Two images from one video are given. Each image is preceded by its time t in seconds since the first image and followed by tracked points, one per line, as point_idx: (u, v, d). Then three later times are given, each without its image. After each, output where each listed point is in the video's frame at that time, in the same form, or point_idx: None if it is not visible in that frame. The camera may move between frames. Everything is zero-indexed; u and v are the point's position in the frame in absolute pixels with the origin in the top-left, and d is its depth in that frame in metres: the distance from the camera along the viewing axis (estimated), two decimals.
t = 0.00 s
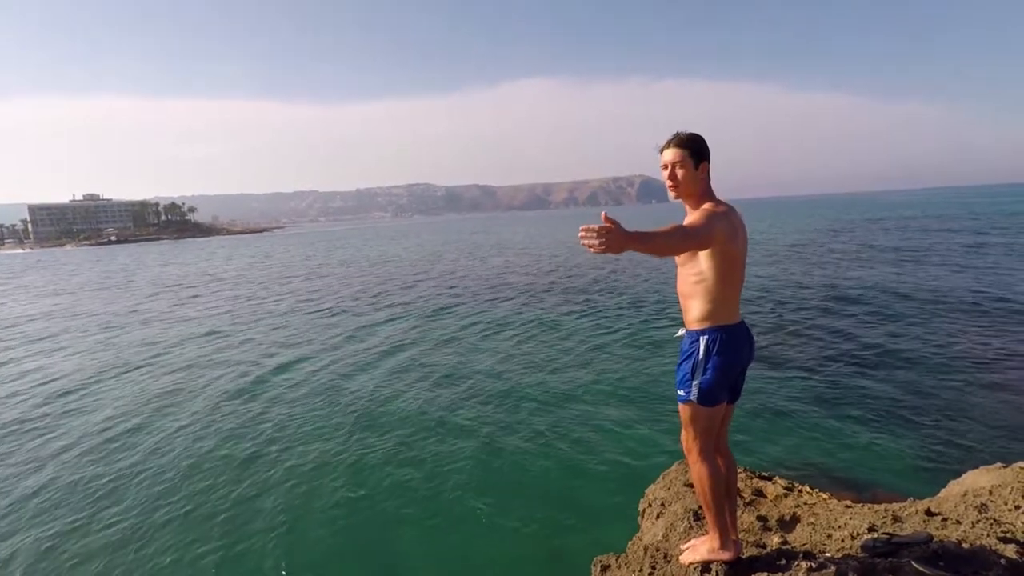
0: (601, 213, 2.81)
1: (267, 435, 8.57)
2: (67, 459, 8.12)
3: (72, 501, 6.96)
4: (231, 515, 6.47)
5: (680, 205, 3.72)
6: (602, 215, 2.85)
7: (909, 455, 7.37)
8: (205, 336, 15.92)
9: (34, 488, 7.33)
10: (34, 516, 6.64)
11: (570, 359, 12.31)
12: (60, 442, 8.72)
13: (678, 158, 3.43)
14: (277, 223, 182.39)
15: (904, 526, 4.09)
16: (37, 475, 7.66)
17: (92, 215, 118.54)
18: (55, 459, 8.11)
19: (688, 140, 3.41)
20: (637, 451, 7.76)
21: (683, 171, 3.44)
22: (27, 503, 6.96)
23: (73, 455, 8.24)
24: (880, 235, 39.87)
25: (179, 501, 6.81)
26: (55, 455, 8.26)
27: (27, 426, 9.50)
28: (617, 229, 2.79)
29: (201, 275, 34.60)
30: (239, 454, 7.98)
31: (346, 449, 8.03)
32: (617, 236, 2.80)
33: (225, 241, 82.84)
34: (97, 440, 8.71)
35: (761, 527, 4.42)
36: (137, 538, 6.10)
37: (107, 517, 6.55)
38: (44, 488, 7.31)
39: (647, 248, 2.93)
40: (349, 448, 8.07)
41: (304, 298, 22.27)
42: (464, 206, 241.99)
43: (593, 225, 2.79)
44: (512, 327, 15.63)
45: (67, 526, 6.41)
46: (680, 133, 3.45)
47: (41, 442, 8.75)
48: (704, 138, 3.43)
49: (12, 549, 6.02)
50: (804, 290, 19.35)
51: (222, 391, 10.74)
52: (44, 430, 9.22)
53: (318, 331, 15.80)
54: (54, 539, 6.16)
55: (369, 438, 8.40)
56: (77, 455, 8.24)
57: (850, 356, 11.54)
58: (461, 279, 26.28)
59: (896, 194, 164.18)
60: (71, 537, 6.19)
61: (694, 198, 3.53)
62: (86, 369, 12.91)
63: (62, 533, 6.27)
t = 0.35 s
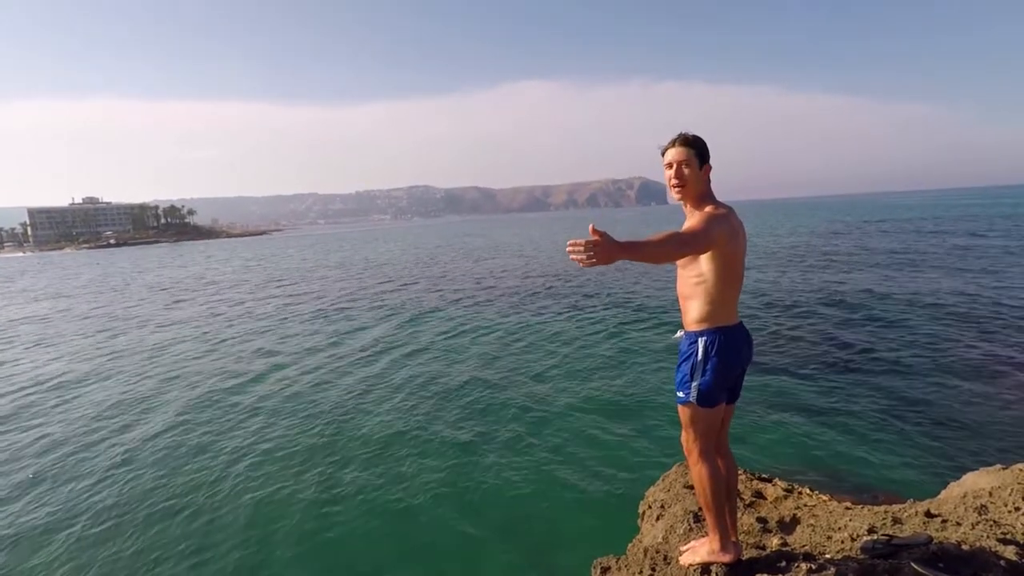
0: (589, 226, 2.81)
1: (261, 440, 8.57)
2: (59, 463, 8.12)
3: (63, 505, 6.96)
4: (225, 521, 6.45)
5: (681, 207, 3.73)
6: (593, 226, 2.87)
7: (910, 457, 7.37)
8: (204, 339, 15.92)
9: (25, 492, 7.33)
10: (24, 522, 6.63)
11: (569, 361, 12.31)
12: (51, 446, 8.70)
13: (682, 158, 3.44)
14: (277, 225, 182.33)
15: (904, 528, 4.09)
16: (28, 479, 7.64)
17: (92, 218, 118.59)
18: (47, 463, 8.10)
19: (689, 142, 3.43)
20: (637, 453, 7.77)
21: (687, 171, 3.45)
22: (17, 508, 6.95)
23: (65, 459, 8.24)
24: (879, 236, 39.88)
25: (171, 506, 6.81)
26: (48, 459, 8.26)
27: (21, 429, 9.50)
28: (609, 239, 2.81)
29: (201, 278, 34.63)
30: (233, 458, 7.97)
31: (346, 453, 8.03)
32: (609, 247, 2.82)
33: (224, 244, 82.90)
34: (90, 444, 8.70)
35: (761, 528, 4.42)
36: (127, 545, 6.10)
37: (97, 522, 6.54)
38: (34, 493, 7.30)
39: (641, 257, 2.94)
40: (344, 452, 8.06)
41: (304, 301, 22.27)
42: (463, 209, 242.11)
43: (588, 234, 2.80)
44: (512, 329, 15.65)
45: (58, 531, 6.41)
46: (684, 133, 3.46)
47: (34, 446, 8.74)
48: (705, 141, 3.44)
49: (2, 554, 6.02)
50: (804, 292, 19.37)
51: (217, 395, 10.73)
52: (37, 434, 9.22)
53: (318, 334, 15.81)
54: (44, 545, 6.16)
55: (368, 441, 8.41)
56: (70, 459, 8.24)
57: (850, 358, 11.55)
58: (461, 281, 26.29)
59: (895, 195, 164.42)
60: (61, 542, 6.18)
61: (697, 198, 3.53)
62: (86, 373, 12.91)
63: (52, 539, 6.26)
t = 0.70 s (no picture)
0: (598, 239, 2.86)
1: (255, 444, 8.54)
2: (51, 467, 8.09)
3: (53, 509, 6.92)
4: (222, 524, 6.43)
5: (680, 209, 3.73)
6: (601, 237, 2.85)
7: (910, 461, 7.36)
8: (202, 342, 15.88)
9: (17, 496, 7.30)
10: (18, 525, 6.61)
11: (568, 365, 12.29)
12: (43, 450, 8.67)
13: (682, 161, 3.44)
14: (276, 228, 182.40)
15: (904, 531, 4.08)
16: (19, 484, 7.61)
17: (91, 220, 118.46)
18: (39, 467, 8.07)
19: (689, 145, 3.43)
20: (637, 458, 7.75)
21: (688, 174, 3.45)
22: (13, 510, 6.94)
23: (57, 463, 8.21)
24: (878, 241, 39.90)
25: (163, 510, 6.78)
26: (40, 463, 8.23)
27: (14, 433, 9.47)
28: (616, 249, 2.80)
29: (199, 281, 34.57)
30: (226, 463, 7.93)
31: (346, 457, 8.02)
32: (618, 258, 2.81)
33: (223, 247, 82.83)
34: (83, 448, 8.67)
35: (761, 532, 4.41)
36: (118, 550, 6.07)
37: (88, 527, 6.51)
38: (25, 497, 7.27)
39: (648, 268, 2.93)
40: (339, 456, 8.03)
41: (302, 304, 22.23)
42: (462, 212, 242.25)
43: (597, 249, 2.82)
44: (511, 333, 15.63)
45: (47, 535, 6.37)
46: (683, 137, 3.46)
47: (26, 450, 8.71)
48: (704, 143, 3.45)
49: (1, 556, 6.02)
50: (803, 296, 19.36)
51: (214, 399, 10.71)
52: (30, 438, 9.18)
53: (317, 337, 15.77)
54: (33, 549, 6.13)
55: (368, 445, 8.38)
56: (63, 463, 8.21)
57: (850, 363, 11.54)
58: (460, 284, 26.27)
59: (894, 199, 164.59)
60: (51, 547, 6.15)
61: (697, 201, 3.53)
62: (83, 376, 12.87)
63: (42, 543, 6.23)
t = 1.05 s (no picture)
0: (598, 244, 2.87)
1: (245, 450, 8.52)
2: (40, 478, 8.05)
3: (43, 520, 6.89)
4: (220, 530, 6.45)
5: (672, 209, 3.77)
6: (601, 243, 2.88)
7: (902, 457, 7.43)
8: (195, 347, 15.82)
9: (12, 505, 7.31)
10: (16, 535, 6.63)
11: (563, 365, 12.31)
12: (32, 461, 8.63)
13: (673, 161, 3.47)
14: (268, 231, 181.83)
15: (898, 525, 4.12)
16: (14, 494, 7.62)
17: (80, 225, 117.68)
18: (28, 478, 8.02)
19: (679, 145, 3.46)
20: (633, 457, 7.78)
21: (679, 174, 3.48)
22: (11, 520, 6.96)
23: (46, 474, 8.17)
24: (867, 237, 40.11)
25: (153, 519, 6.76)
26: (29, 473, 8.19)
27: (9, 442, 9.46)
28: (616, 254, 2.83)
29: (190, 285, 34.39)
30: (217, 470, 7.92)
31: (342, 460, 8.04)
32: (617, 263, 2.84)
33: (214, 250, 82.45)
34: (72, 458, 8.64)
35: (757, 528, 4.46)
36: (109, 560, 6.04)
37: (78, 538, 6.48)
38: (14, 509, 7.24)
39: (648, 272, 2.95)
40: (331, 461, 8.03)
41: (296, 308, 22.18)
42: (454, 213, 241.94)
43: (599, 255, 2.84)
44: (505, 334, 15.65)
45: (36, 547, 6.34)
46: (674, 136, 3.49)
47: (15, 460, 8.66)
48: (695, 143, 3.48)
49: None
50: (795, 293, 19.46)
51: (209, 404, 10.71)
52: (19, 448, 9.13)
53: (311, 341, 15.75)
54: (23, 562, 6.10)
55: (364, 448, 8.41)
56: (51, 473, 8.17)
57: (842, 359, 11.61)
58: (453, 286, 26.26)
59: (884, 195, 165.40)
60: (40, 559, 6.12)
61: (689, 200, 3.57)
62: (76, 383, 12.80)
63: (31, 555, 6.20)
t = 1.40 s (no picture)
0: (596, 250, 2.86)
1: (236, 452, 8.50)
2: (29, 479, 8.01)
3: (31, 522, 6.85)
4: (214, 531, 6.45)
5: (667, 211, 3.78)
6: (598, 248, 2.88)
7: (897, 461, 7.44)
8: (190, 349, 15.77)
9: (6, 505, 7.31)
10: (10, 534, 6.63)
11: (558, 368, 12.31)
12: (21, 462, 8.59)
13: (669, 164, 3.48)
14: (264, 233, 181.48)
15: (893, 529, 4.12)
16: (8, 493, 7.62)
17: (75, 226, 117.26)
18: (17, 479, 7.97)
19: (675, 148, 3.46)
20: (628, 461, 7.77)
21: (674, 177, 3.49)
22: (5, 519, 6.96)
23: (34, 475, 8.12)
24: (862, 241, 40.20)
25: (143, 521, 6.74)
26: (17, 475, 8.14)
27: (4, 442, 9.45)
28: (613, 260, 2.83)
29: (185, 287, 34.27)
30: (208, 472, 7.90)
31: (337, 462, 8.03)
32: (615, 268, 2.83)
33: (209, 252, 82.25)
34: (64, 459, 8.62)
35: (752, 532, 4.45)
36: (97, 562, 6.02)
37: (66, 540, 6.45)
38: (3, 511, 7.20)
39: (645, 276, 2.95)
40: (323, 463, 8.01)
41: (291, 310, 22.12)
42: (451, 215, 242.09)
43: (597, 261, 2.83)
44: (501, 336, 15.63)
45: (23, 549, 6.30)
46: (669, 140, 3.50)
47: (4, 462, 8.61)
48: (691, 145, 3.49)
49: None
50: (790, 297, 19.49)
51: (205, 406, 10.71)
52: (7, 450, 9.08)
53: (306, 343, 15.71)
54: (10, 564, 6.06)
55: (359, 450, 8.40)
56: (40, 475, 8.12)
57: (837, 363, 11.62)
58: (449, 288, 26.22)
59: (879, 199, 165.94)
60: (27, 561, 6.09)
61: (685, 204, 3.57)
62: (69, 384, 12.74)
63: (18, 557, 6.16)
